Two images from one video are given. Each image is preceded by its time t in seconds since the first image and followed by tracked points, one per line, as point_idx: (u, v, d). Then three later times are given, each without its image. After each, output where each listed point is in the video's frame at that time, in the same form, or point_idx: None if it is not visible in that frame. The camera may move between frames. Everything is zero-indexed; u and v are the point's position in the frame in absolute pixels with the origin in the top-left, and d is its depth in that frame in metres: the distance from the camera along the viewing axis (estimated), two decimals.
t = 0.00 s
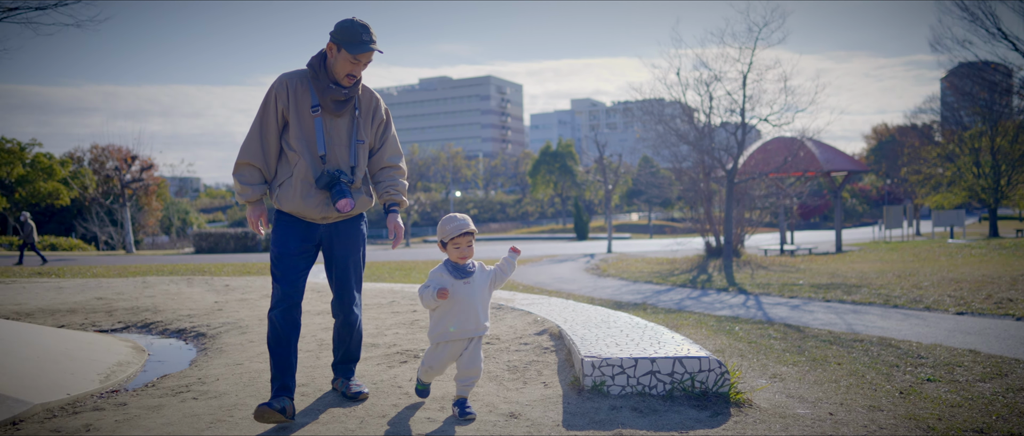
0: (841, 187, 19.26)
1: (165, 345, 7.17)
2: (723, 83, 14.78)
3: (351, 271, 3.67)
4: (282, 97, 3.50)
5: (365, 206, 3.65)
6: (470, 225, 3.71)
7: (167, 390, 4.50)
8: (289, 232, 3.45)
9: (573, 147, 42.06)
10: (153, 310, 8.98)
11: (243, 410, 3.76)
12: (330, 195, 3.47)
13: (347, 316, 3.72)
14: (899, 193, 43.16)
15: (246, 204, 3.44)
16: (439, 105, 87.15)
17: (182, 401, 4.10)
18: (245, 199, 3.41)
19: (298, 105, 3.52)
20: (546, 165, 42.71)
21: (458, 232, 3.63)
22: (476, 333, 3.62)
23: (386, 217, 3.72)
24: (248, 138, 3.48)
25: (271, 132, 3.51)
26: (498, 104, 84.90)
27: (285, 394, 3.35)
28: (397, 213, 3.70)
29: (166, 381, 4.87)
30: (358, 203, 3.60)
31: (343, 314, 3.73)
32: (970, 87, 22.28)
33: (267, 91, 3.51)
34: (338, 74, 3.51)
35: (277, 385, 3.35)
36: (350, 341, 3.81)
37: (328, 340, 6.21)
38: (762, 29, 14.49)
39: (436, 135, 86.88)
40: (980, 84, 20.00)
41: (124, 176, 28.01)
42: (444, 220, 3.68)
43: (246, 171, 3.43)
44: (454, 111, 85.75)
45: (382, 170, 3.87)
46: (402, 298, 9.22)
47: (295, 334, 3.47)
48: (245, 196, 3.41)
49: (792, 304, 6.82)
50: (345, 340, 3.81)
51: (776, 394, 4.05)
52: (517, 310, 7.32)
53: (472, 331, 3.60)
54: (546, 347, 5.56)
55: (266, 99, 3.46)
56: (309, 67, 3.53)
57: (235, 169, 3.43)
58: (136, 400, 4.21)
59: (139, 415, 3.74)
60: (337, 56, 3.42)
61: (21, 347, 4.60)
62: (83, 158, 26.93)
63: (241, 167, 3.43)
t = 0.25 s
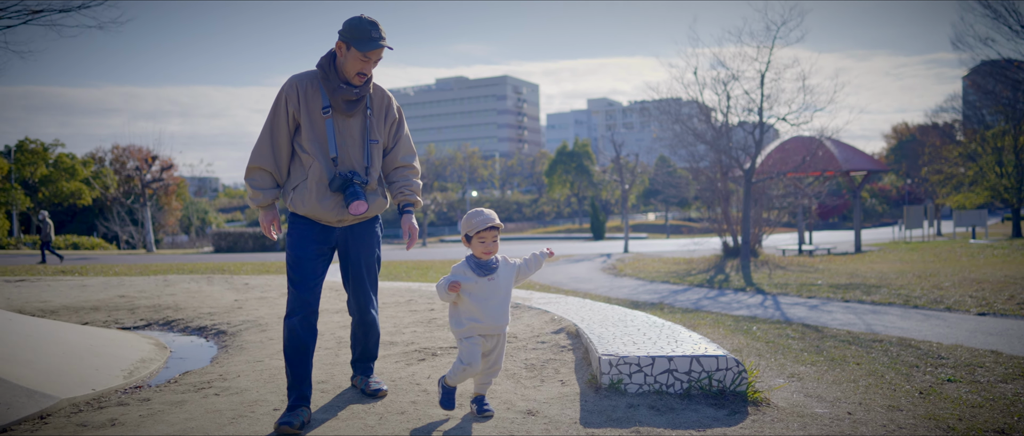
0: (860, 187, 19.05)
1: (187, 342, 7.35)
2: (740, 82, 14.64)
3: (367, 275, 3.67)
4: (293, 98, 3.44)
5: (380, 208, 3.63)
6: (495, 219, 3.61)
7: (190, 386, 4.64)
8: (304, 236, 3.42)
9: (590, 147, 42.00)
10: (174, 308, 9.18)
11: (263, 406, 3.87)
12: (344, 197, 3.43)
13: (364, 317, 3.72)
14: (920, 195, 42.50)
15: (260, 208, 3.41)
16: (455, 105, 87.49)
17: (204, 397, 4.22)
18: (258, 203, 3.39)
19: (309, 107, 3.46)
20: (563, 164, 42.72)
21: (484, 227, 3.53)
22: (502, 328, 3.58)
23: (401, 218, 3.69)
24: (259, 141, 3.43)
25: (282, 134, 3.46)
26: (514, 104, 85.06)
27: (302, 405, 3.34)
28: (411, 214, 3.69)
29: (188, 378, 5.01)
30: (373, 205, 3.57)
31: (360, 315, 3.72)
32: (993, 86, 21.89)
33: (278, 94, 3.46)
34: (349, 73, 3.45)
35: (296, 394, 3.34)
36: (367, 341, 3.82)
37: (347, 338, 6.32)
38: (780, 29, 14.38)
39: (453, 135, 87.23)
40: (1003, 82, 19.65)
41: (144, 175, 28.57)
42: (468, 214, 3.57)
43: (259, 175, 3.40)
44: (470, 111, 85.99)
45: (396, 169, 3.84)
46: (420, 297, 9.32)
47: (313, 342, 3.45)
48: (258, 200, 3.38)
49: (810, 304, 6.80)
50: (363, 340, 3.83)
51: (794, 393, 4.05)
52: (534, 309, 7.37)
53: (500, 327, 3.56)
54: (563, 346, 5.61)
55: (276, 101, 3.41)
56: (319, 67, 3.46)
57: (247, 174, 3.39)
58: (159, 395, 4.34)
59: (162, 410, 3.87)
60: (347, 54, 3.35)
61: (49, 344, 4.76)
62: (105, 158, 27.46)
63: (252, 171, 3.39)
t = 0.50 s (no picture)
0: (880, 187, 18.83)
1: (208, 340, 7.53)
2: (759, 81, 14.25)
3: (379, 276, 3.59)
4: (303, 99, 3.43)
5: (393, 208, 3.59)
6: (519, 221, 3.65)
7: (212, 383, 4.77)
8: (314, 237, 3.36)
9: (606, 147, 41.91)
10: (195, 307, 9.38)
11: (284, 403, 3.98)
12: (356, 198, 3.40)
13: (380, 319, 3.69)
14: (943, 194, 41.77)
15: (271, 211, 3.38)
16: (471, 105, 87.74)
17: (226, 394, 4.34)
18: (269, 207, 3.36)
19: (320, 108, 3.46)
20: (579, 164, 42.67)
21: (511, 230, 3.56)
22: (527, 330, 3.61)
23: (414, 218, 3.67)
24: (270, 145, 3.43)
25: (293, 136, 3.45)
26: (530, 103, 85.15)
27: (324, 405, 3.35)
28: (425, 215, 3.68)
29: (210, 375, 5.15)
30: (384, 206, 3.53)
31: (376, 317, 3.69)
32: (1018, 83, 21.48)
33: (288, 96, 3.45)
34: (358, 71, 3.44)
35: (317, 393, 3.37)
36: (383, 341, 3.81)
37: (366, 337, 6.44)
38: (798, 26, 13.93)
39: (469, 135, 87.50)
40: None
41: (164, 176, 29.11)
42: (493, 218, 3.60)
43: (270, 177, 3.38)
44: (486, 111, 86.22)
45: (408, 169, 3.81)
46: (437, 296, 9.42)
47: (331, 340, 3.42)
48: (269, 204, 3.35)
49: (829, 304, 6.77)
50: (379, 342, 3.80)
51: (812, 392, 4.02)
52: (551, 308, 7.41)
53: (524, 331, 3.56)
54: (581, 344, 5.66)
55: (287, 103, 3.41)
56: (328, 67, 3.46)
57: (258, 177, 3.40)
58: (182, 392, 4.47)
59: (186, 406, 3.99)
60: (357, 51, 3.35)
61: (76, 341, 4.91)
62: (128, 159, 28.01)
63: (264, 174, 3.40)
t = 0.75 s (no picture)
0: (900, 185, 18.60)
1: (227, 338, 7.68)
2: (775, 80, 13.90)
3: (393, 274, 3.48)
4: (313, 94, 3.33)
5: (403, 206, 3.48)
6: (544, 225, 3.58)
7: (232, 380, 4.90)
8: (328, 236, 3.32)
9: (622, 146, 41.79)
10: (215, 305, 9.57)
11: (303, 400, 4.08)
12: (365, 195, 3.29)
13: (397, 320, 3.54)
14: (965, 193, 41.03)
15: (280, 209, 3.29)
16: (486, 105, 87.94)
17: (246, 391, 4.46)
18: (278, 204, 3.26)
19: (330, 102, 3.35)
20: (594, 164, 42.58)
21: (537, 233, 3.48)
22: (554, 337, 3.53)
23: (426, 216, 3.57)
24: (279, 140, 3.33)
25: (304, 132, 3.34)
26: (545, 103, 85.11)
27: (342, 403, 3.39)
28: (437, 212, 3.59)
29: (230, 373, 5.28)
30: (395, 204, 3.42)
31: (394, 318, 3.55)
32: None
33: (298, 90, 3.35)
34: (369, 64, 3.32)
35: (336, 390, 3.40)
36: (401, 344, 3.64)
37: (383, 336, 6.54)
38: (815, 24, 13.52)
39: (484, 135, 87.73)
40: None
41: (183, 176, 29.60)
42: (519, 222, 3.52)
43: (279, 174, 3.28)
44: (501, 111, 86.36)
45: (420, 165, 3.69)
46: (453, 295, 9.51)
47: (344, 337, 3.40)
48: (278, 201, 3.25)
49: (846, 304, 6.74)
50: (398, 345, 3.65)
51: (828, 392, 3.92)
52: (567, 308, 7.43)
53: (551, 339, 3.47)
54: (596, 343, 5.71)
55: (297, 98, 3.31)
56: (339, 60, 3.36)
57: (268, 173, 3.27)
58: (203, 389, 4.59)
59: (206, 403, 4.11)
60: (367, 45, 3.23)
61: (101, 339, 5.05)
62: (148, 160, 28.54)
63: (273, 171, 3.29)
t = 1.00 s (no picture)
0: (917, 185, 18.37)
1: (245, 337, 7.82)
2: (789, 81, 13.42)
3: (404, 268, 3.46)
4: (326, 86, 3.30)
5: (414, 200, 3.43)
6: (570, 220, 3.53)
7: (249, 378, 5.00)
8: (342, 236, 3.33)
9: (636, 146, 41.65)
10: (231, 305, 9.74)
11: (319, 398, 4.17)
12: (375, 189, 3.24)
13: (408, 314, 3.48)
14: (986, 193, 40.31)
15: (290, 204, 3.24)
16: (500, 105, 88.09)
17: (263, 389, 4.55)
18: (289, 197, 3.20)
19: (341, 95, 3.32)
20: (608, 164, 42.46)
21: (564, 228, 3.44)
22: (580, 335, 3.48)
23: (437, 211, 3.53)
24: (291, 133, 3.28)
25: (316, 125, 3.31)
26: (559, 103, 85.05)
27: (358, 400, 3.40)
28: (447, 207, 3.54)
29: (247, 371, 5.39)
30: (406, 199, 3.40)
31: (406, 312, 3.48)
32: None
33: (310, 83, 3.32)
34: (381, 56, 3.31)
35: (353, 387, 3.43)
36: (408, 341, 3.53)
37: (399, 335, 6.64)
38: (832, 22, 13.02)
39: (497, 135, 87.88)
40: None
41: (199, 176, 30.02)
42: (544, 217, 3.48)
43: (291, 167, 3.23)
44: (515, 111, 86.43)
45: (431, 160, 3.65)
46: (467, 295, 9.57)
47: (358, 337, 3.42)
48: (288, 194, 3.19)
49: (862, 305, 6.70)
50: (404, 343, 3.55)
51: (843, 392, 3.85)
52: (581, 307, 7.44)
53: (578, 337, 3.43)
54: (610, 343, 5.74)
55: (309, 90, 3.28)
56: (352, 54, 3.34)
57: (279, 167, 3.22)
58: (222, 387, 4.70)
59: (225, 400, 4.21)
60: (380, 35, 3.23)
61: (120, 337, 5.16)
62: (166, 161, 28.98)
63: (284, 164, 3.24)
